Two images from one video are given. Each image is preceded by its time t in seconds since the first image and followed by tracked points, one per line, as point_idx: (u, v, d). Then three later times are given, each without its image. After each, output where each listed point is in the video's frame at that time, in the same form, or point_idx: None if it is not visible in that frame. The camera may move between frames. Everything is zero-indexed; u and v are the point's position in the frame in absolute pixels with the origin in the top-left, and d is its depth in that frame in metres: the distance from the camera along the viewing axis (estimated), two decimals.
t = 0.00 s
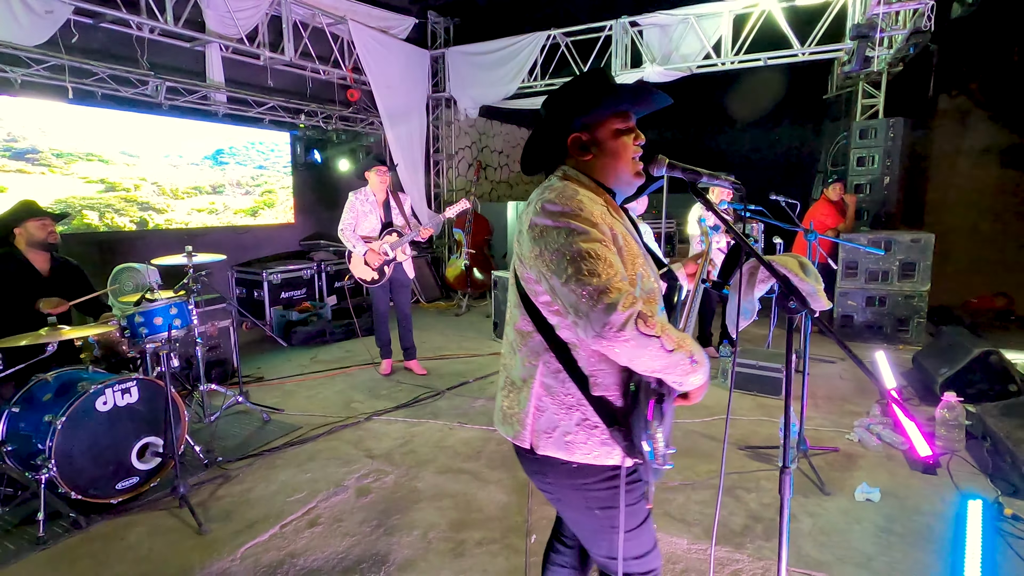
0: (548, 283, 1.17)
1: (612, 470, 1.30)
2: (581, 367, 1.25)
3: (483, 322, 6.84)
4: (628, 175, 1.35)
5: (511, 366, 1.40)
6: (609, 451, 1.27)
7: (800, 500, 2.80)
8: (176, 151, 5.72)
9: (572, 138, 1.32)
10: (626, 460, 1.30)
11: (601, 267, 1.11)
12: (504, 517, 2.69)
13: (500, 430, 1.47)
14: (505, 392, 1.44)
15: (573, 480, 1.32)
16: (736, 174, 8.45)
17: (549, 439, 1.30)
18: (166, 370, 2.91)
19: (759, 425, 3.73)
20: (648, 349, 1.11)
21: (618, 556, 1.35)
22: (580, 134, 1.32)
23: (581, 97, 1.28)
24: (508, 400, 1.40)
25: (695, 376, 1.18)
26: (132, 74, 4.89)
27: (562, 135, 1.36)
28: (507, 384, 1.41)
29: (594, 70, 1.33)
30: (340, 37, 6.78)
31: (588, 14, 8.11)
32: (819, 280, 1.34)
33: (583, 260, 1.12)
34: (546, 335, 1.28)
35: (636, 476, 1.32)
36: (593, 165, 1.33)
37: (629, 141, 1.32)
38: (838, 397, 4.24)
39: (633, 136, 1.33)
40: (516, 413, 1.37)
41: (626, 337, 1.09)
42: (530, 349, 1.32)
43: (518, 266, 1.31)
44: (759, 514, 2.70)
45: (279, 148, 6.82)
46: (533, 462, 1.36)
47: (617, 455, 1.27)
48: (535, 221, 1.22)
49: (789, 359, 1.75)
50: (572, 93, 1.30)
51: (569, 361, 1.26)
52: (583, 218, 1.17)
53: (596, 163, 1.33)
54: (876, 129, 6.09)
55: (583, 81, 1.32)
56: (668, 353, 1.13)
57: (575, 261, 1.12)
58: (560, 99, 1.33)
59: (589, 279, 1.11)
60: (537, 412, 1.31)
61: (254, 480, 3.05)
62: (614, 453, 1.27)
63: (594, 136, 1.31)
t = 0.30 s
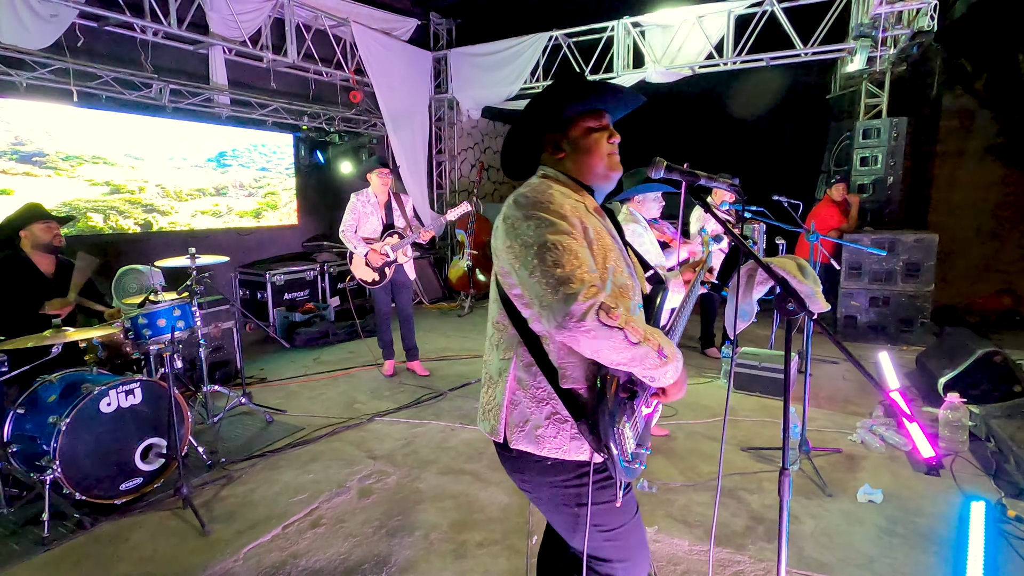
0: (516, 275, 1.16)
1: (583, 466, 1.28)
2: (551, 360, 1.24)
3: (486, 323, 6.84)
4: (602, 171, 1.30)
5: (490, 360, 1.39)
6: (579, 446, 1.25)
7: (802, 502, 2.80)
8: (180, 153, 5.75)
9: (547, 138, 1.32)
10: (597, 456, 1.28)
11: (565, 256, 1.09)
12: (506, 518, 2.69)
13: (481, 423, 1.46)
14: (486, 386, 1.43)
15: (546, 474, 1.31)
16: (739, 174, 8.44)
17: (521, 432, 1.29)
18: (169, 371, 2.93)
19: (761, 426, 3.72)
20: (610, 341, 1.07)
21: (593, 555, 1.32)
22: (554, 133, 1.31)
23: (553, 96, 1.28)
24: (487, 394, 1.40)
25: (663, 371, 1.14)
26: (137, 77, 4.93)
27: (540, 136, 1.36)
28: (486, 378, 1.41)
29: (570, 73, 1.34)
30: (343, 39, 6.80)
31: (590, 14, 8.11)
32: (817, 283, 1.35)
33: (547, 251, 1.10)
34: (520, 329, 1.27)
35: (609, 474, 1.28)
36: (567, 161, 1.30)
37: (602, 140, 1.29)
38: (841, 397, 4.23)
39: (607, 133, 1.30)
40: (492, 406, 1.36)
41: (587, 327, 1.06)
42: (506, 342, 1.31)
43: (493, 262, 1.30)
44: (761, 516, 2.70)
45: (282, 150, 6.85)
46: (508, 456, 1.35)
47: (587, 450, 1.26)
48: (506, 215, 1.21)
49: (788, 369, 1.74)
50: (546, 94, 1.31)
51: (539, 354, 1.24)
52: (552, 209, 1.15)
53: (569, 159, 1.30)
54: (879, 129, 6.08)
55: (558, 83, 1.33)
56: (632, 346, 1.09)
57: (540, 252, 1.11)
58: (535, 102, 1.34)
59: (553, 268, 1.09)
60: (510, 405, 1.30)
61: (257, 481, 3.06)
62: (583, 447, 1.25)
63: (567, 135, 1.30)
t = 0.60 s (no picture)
0: (487, 285, 1.13)
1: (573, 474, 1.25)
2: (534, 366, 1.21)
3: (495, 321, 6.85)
4: (569, 166, 1.29)
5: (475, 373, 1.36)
6: (569, 450, 1.23)
7: (813, 503, 2.78)
8: (193, 152, 5.81)
9: (510, 141, 1.31)
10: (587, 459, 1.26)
11: (533, 261, 1.06)
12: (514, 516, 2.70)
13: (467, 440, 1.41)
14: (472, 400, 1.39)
15: (534, 486, 1.26)
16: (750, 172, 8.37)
17: (510, 442, 1.24)
18: (181, 367, 2.97)
19: (771, 426, 3.70)
20: (585, 342, 1.05)
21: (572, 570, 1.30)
22: (518, 134, 1.30)
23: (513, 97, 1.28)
24: (474, 407, 1.36)
25: (645, 366, 1.10)
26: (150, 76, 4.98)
27: (503, 140, 1.34)
28: (472, 391, 1.37)
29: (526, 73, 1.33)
30: (354, 38, 6.81)
31: (600, 12, 8.10)
32: (829, 281, 1.34)
33: (515, 258, 1.07)
34: (501, 338, 1.24)
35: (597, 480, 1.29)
36: (533, 161, 1.28)
37: (564, 135, 1.28)
38: (853, 398, 4.19)
39: (569, 129, 1.30)
40: (479, 420, 1.32)
41: (560, 331, 1.03)
42: (488, 351, 1.28)
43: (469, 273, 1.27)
44: (771, 517, 2.68)
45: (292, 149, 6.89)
46: (494, 469, 1.30)
47: (578, 453, 1.23)
48: (474, 224, 1.18)
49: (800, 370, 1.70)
50: (505, 98, 1.31)
51: (521, 361, 1.22)
52: (516, 214, 1.12)
53: (536, 158, 1.28)
54: (893, 127, 6.01)
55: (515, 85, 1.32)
56: (609, 344, 1.06)
57: (508, 260, 1.08)
58: (496, 106, 1.34)
59: (521, 274, 1.06)
60: (497, 415, 1.26)
61: (267, 477, 3.09)
62: (574, 451, 1.23)
63: (531, 134, 1.29)
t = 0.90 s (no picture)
0: (436, 301, 1.14)
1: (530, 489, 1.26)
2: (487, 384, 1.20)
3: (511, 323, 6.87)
4: (536, 172, 1.31)
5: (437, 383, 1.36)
6: (523, 470, 1.23)
7: (835, 510, 2.73)
8: (215, 154, 5.90)
9: (478, 142, 1.28)
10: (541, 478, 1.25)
11: (480, 281, 1.07)
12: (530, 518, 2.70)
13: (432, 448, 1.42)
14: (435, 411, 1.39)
15: (490, 500, 1.26)
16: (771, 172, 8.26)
17: (465, 459, 1.25)
18: (202, 366, 3.01)
19: (792, 430, 3.64)
20: (530, 366, 1.06)
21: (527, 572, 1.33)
22: (487, 137, 1.28)
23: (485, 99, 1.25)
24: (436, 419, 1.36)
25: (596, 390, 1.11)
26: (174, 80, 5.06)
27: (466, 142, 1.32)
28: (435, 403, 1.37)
29: (493, 75, 1.32)
30: (372, 40, 6.85)
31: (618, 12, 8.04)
32: (853, 285, 1.32)
33: (461, 278, 1.08)
34: (455, 351, 1.24)
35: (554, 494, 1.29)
36: (501, 167, 1.30)
37: (535, 141, 1.30)
38: (876, 403, 4.11)
39: (538, 135, 1.31)
40: (439, 433, 1.32)
41: (502, 354, 1.04)
42: (447, 365, 1.28)
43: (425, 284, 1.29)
44: (791, 523, 2.64)
45: (311, 151, 6.97)
46: (453, 482, 1.31)
47: (531, 473, 1.23)
48: (426, 238, 1.19)
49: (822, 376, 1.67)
50: (474, 97, 1.28)
51: (477, 378, 1.21)
52: (468, 230, 1.13)
53: (504, 164, 1.29)
54: (919, 126, 5.88)
55: (482, 86, 1.31)
56: (554, 368, 1.07)
57: (455, 279, 1.09)
58: (463, 104, 1.30)
59: (468, 293, 1.07)
60: (454, 431, 1.27)
61: (286, 475, 3.13)
62: (527, 471, 1.22)
63: (501, 138, 1.28)
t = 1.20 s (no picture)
0: (416, 305, 1.11)
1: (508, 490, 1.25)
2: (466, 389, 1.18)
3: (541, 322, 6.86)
4: (527, 169, 1.31)
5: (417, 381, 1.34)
6: (499, 475, 1.22)
7: (877, 521, 2.62)
8: (252, 155, 6.05)
9: (469, 134, 1.27)
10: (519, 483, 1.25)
11: (461, 289, 1.03)
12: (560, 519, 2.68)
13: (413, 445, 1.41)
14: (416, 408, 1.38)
15: (468, 503, 1.26)
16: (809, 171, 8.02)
17: (443, 462, 1.24)
18: (240, 361, 3.07)
19: (831, 437, 3.53)
20: (511, 379, 1.03)
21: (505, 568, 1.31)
22: (478, 130, 1.27)
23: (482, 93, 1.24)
24: (416, 417, 1.35)
25: (575, 399, 1.11)
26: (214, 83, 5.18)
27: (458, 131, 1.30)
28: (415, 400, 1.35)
29: (488, 64, 1.30)
30: (405, 41, 6.90)
31: (652, 10, 7.95)
32: (904, 286, 1.26)
33: (441, 286, 1.04)
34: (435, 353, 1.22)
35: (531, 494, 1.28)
36: (492, 161, 1.29)
37: (527, 139, 1.30)
38: (921, 411, 3.94)
39: (530, 132, 1.31)
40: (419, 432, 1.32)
41: (481, 369, 1.00)
42: (427, 365, 1.26)
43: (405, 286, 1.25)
44: (830, 532, 2.55)
45: (345, 151, 7.08)
46: (434, 482, 1.31)
47: (508, 479, 1.23)
48: (407, 240, 1.15)
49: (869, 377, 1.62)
50: (468, 87, 1.26)
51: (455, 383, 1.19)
52: (451, 235, 1.10)
53: (495, 159, 1.28)
54: (970, 123, 5.64)
55: (476, 75, 1.28)
56: (535, 381, 1.05)
57: (435, 287, 1.05)
58: (454, 93, 1.27)
59: (448, 302, 1.03)
60: (432, 434, 1.25)
61: (317, 470, 3.17)
62: (504, 476, 1.22)
63: (493, 133, 1.27)
